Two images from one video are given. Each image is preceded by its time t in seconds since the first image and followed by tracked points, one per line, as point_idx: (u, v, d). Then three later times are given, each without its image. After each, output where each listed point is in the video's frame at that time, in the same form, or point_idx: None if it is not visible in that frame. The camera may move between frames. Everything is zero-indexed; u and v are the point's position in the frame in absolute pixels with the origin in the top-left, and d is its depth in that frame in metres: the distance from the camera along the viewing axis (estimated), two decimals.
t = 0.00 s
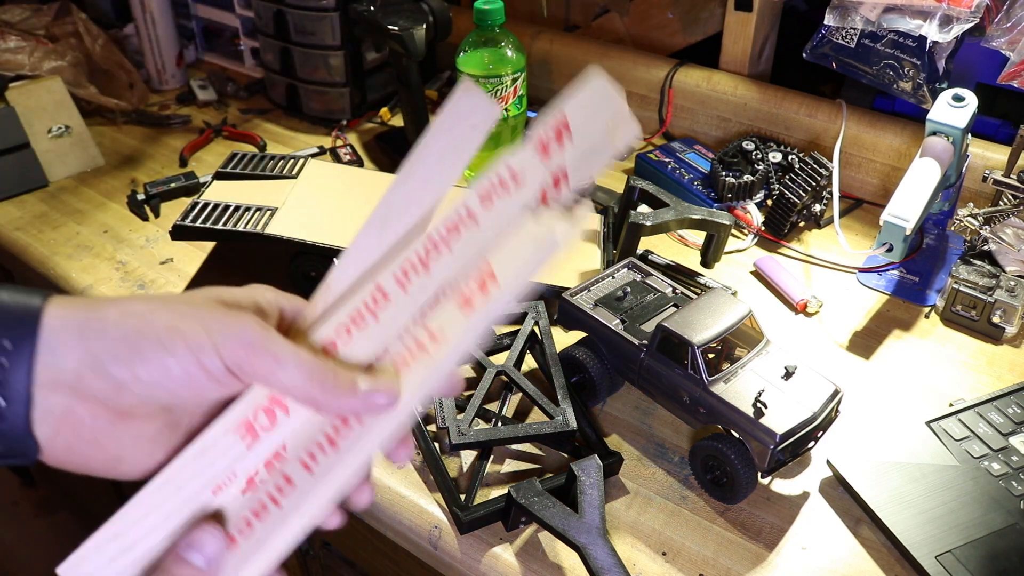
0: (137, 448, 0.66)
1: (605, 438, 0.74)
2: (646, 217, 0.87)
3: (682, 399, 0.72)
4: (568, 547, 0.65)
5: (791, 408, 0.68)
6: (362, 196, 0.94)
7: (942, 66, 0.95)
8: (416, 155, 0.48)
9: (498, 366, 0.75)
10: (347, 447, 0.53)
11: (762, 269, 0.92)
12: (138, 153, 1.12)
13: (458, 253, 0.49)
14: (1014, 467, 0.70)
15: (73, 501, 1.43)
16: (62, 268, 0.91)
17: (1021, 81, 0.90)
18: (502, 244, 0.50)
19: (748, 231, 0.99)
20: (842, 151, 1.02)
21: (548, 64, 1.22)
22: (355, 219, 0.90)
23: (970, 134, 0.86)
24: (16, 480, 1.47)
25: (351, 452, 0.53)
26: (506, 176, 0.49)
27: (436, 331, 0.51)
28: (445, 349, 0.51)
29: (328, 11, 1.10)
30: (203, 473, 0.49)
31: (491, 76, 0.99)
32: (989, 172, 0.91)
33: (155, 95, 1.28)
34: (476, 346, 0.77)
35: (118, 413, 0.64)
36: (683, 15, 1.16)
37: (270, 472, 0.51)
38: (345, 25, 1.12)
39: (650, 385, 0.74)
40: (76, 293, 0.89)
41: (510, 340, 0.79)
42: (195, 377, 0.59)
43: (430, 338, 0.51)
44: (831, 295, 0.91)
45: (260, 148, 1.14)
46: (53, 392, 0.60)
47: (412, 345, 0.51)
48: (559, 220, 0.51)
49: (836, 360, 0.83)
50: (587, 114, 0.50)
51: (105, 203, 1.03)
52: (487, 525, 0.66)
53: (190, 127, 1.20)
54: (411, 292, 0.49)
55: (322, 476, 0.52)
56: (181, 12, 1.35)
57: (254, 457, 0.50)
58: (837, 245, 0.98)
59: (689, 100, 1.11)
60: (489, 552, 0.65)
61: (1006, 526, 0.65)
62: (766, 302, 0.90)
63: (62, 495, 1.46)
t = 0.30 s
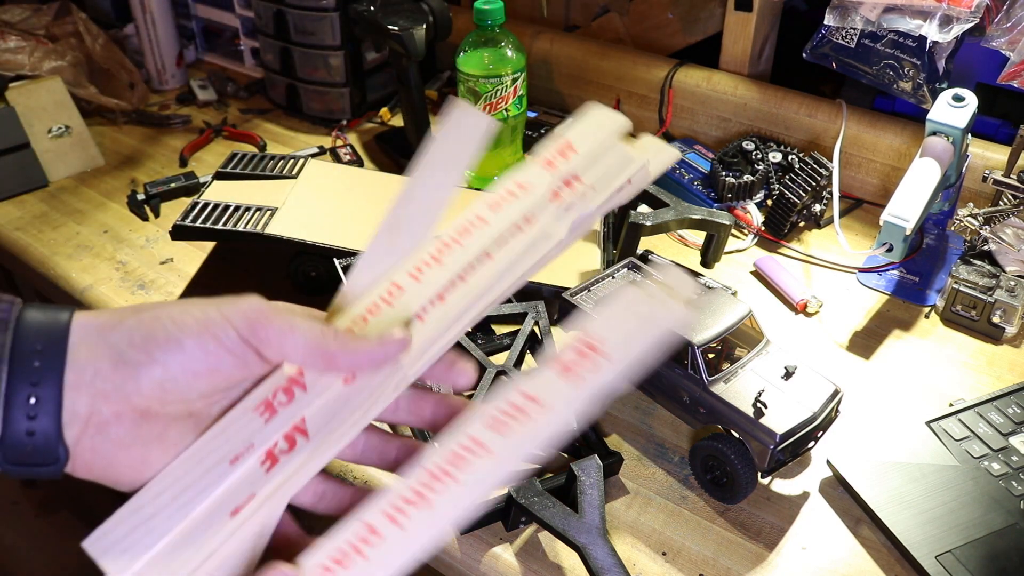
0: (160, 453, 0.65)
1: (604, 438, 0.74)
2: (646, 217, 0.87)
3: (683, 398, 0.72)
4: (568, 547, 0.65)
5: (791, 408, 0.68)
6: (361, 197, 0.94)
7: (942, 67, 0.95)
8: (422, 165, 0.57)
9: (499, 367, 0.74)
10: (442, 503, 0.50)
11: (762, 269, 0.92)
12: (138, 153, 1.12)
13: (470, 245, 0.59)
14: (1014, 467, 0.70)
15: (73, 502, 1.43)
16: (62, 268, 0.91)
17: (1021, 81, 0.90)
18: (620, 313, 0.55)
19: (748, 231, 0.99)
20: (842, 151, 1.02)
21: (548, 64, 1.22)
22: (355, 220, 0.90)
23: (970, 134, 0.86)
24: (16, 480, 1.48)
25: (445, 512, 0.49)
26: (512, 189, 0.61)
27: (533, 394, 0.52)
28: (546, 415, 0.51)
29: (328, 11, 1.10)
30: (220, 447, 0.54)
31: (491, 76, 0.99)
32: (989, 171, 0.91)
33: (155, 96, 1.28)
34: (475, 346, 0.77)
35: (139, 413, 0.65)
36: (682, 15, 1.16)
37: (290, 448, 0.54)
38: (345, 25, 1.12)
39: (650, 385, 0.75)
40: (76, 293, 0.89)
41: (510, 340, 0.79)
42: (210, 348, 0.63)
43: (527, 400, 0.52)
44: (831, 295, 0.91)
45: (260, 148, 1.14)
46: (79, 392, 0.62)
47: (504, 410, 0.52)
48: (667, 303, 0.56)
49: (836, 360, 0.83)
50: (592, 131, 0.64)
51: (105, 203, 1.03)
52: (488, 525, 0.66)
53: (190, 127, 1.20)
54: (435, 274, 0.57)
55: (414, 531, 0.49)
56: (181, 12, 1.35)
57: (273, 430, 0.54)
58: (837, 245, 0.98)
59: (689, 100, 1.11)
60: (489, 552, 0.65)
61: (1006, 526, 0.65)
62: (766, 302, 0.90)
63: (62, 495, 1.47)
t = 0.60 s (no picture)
0: (149, 380, 0.69)
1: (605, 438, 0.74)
2: (646, 217, 0.87)
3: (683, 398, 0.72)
4: (568, 547, 0.65)
5: (791, 408, 0.68)
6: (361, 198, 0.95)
7: (942, 66, 0.95)
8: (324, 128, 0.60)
9: (498, 366, 0.74)
10: (503, 546, 0.48)
11: (762, 269, 0.92)
12: (138, 153, 1.12)
13: (385, 159, 0.57)
14: (1014, 467, 0.70)
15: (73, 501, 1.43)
16: (62, 268, 0.91)
17: (1022, 81, 0.90)
18: (708, 394, 0.45)
19: (748, 232, 0.99)
20: (842, 151, 1.02)
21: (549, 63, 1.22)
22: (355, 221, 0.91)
23: (970, 134, 0.86)
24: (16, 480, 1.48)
25: (507, 553, 0.48)
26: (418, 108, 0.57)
27: (622, 460, 0.46)
28: (623, 485, 0.46)
29: (328, 11, 1.10)
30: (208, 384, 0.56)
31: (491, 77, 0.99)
32: (989, 172, 0.91)
33: (155, 96, 1.28)
34: (475, 346, 0.76)
35: (124, 344, 0.68)
36: (682, 15, 1.16)
37: (263, 346, 0.56)
38: (345, 25, 1.12)
39: (650, 385, 0.74)
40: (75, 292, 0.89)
41: (510, 340, 0.79)
42: (172, 269, 0.65)
43: (613, 462, 0.46)
44: (831, 295, 0.91)
45: (260, 148, 1.14)
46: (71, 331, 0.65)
47: (589, 467, 0.47)
48: (768, 398, 0.44)
49: (836, 359, 0.83)
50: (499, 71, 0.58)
51: (104, 203, 1.03)
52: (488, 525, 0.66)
53: (190, 127, 1.20)
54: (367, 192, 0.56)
55: (470, 567, 0.49)
56: (181, 12, 1.35)
57: (245, 336, 0.57)
58: (837, 245, 0.98)
59: (689, 100, 1.11)
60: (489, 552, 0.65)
61: (1005, 526, 0.65)
62: (766, 303, 0.90)
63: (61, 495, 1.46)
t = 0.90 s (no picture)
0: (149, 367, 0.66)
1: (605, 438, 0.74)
2: (646, 217, 0.87)
3: (683, 399, 0.72)
4: (568, 547, 0.65)
5: (791, 408, 0.68)
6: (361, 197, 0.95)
7: (942, 67, 0.95)
8: (322, 104, 0.63)
9: (499, 366, 0.74)
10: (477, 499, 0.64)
11: (762, 269, 0.92)
12: (138, 153, 1.12)
13: (374, 150, 0.60)
14: (1014, 467, 0.70)
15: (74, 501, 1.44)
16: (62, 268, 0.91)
17: (1022, 81, 0.90)
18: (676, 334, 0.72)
19: (747, 232, 0.99)
20: (842, 151, 1.02)
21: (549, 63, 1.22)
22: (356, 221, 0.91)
23: (970, 134, 0.86)
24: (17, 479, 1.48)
25: (480, 506, 0.64)
26: (402, 93, 0.64)
27: (584, 407, 0.69)
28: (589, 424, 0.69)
29: (328, 11, 1.10)
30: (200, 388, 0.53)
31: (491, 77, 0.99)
32: (989, 172, 0.91)
33: (155, 95, 1.28)
34: (475, 346, 0.76)
35: (127, 333, 0.67)
36: (682, 14, 1.16)
37: (264, 341, 0.54)
38: (345, 25, 1.12)
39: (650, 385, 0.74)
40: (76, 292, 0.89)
41: (510, 340, 0.79)
42: (176, 257, 0.64)
43: (577, 412, 0.69)
44: (831, 295, 0.91)
45: (260, 148, 1.14)
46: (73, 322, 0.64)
47: (556, 417, 0.68)
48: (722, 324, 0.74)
49: (836, 359, 0.83)
50: (493, 73, 0.66)
51: (105, 203, 1.03)
52: (488, 525, 0.66)
53: (190, 127, 1.20)
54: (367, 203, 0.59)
55: (447, 522, 0.63)
56: (181, 12, 1.35)
57: (242, 331, 0.55)
58: (837, 245, 0.98)
59: (689, 100, 1.11)
60: (489, 552, 0.65)
61: (1005, 526, 0.66)
62: (766, 303, 0.90)
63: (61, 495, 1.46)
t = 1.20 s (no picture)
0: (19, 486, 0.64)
1: (605, 438, 0.74)
2: (646, 217, 0.87)
3: (683, 398, 0.72)
4: (568, 547, 0.65)
5: (791, 408, 0.68)
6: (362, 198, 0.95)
7: (942, 67, 0.95)
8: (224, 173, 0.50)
9: (498, 366, 0.74)
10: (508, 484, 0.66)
11: (762, 269, 0.92)
12: (137, 153, 1.12)
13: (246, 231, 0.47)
14: (1014, 467, 0.70)
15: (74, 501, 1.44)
16: (62, 268, 0.91)
17: (1022, 81, 0.90)
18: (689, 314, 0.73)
19: (748, 231, 0.99)
20: (842, 151, 1.02)
21: (548, 63, 1.22)
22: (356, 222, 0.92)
23: (970, 134, 0.86)
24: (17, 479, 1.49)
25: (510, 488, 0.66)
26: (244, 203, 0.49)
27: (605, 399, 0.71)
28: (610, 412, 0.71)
29: (328, 11, 1.10)
30: None
31: (490, 76, 0.99)
32: (989, 172, 0.90)
33: (155, 96, 1.28)
34: (475, 346, 0.76)
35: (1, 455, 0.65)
36: (682, 15, 1.16)
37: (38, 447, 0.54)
38: (345, 25, 1.12)
39: (650, 385, 0.74)
40: (75, 292, 0.89)
41: (510, 340, 0.79)
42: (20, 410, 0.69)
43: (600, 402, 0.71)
44: (831, 295, 0.91)
45: (259, 148, 1.14)
46: None
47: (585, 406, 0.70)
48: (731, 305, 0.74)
49: (835, 359, 0.83)
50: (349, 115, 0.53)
51: (104, 203, 1.03)
52: (487, 525, 0.66)
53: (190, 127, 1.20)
54: (149, 314, 0.46)
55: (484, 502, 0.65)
56: (181, 12, 1.35)
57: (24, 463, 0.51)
58: (838, 245, 0.98)
59: (689, 100, 1.11)
60: (489, 552, 0.65)
61: (1005, 526, 0.66)
62: (766, 303, 0.90)
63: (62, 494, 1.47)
